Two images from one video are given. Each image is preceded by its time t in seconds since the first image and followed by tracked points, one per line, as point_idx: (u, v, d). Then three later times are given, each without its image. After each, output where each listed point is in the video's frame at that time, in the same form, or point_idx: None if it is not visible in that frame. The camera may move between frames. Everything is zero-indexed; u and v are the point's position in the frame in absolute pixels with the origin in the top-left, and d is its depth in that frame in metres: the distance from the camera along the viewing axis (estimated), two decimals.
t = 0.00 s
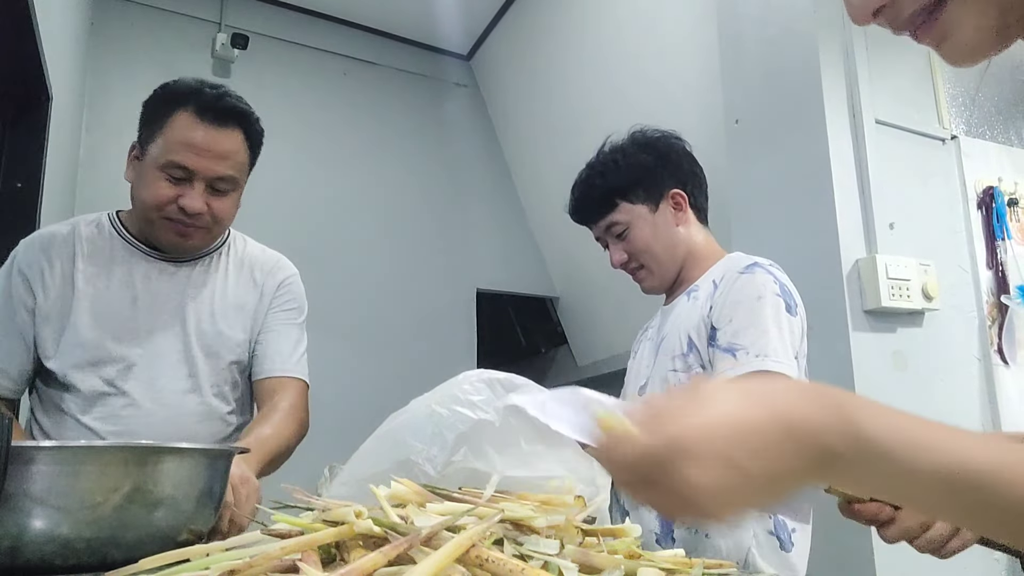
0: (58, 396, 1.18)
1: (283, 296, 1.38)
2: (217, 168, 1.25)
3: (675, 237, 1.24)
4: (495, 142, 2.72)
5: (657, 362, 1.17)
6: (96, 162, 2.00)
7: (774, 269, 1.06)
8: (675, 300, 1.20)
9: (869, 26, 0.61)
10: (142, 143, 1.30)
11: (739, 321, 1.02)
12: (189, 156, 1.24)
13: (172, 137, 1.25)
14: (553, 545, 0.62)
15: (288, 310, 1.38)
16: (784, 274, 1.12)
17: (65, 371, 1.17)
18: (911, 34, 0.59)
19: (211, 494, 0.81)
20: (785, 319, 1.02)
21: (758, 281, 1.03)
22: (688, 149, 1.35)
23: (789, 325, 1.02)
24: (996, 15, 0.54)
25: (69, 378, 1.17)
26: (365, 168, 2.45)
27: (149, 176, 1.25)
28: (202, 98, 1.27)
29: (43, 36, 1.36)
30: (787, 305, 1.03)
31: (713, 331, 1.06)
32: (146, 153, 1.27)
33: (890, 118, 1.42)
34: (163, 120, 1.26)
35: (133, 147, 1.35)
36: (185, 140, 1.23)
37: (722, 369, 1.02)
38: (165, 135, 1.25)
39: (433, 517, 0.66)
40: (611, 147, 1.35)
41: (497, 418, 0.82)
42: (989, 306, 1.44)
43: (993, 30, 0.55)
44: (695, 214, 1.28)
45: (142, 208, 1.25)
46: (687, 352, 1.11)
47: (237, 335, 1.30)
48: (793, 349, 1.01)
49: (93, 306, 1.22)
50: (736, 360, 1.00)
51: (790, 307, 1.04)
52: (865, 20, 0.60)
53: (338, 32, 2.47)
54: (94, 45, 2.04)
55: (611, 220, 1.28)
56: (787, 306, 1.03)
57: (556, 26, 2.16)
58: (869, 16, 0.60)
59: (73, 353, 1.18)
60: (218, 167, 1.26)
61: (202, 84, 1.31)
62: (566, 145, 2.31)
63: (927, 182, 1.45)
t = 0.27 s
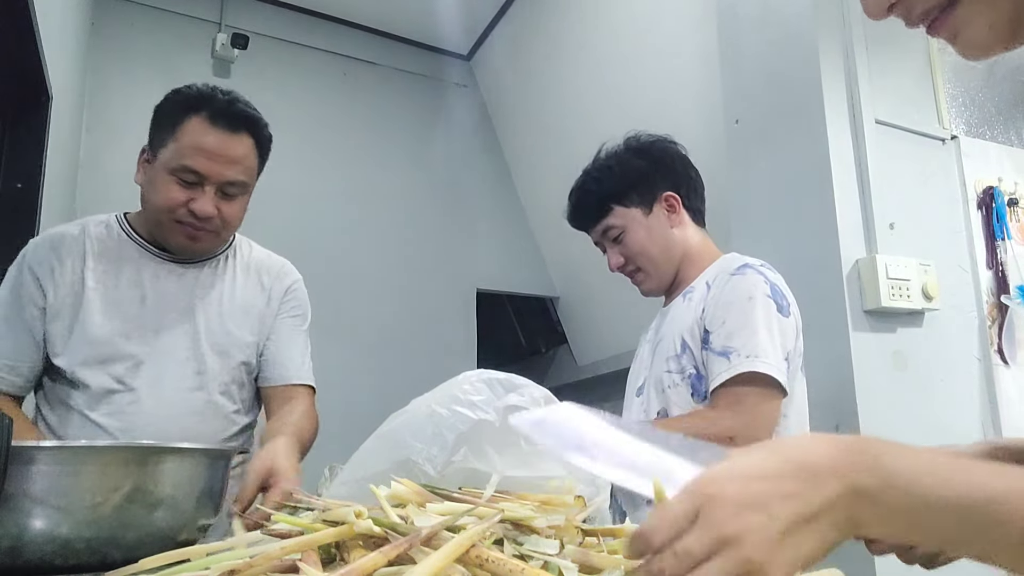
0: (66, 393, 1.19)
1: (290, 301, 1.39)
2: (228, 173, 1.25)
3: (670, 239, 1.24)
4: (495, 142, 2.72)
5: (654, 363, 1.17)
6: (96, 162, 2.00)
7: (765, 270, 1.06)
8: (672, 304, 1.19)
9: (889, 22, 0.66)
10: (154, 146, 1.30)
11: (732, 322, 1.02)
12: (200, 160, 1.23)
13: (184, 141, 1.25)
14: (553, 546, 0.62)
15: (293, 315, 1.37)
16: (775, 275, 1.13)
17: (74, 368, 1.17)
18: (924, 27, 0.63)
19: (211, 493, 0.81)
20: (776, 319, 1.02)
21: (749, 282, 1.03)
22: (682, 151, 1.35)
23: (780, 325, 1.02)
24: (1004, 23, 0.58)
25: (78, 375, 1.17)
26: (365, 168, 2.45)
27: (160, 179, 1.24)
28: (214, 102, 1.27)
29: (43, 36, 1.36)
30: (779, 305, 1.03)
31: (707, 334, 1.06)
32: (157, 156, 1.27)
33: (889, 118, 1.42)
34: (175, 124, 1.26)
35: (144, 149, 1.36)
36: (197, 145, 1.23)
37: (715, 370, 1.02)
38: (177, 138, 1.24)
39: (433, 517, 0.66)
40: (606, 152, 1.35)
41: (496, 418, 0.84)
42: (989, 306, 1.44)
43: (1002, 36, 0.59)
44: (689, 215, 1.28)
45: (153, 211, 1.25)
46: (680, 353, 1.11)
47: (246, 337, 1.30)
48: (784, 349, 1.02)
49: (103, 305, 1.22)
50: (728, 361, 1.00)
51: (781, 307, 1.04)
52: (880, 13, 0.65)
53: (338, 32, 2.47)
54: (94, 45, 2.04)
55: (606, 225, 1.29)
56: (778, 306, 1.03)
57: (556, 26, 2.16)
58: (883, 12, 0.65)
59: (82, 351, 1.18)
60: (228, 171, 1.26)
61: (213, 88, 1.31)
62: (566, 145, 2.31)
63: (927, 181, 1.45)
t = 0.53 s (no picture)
0: (85, 395, 1.18)
1: (297, 312, 1.46)
2: (240, 182, 1.27)
3: (669, 239, 1.24)
4: (495, 142, 2.72)
5: (653, 364, 1.17)
6: (96, 162, 2.00)
7: (764, 270, 1.06)
8: (668, 305, 1.20)
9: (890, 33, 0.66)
10: (164, 153, 1.31)
11: (731, 323, 1.02)
12: (214, 169, 1.24)
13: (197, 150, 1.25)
14: (552, 545, 0.62)
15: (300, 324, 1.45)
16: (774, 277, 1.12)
17: (99, 369, 1.17)
18: (928, 40, 0.64)
19: (210, 493, 0.81)
20: (775, 320, 1.02)
21: (748, 282, 1.03)
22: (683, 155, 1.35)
23: (779, 326, 1.02)
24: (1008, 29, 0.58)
25: (104, 376, 1.17)
26: (366, 168, 2.45)
27: (174, 186, 1.25)
28: (227, 112, 1.28)
29: (44, 36, 1.35)
30: (777, 306, 1.03)
31: (706, 334, 1.06)
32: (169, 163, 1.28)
33: (890, 118, 1.42)
34: (186, 132, 1.26)
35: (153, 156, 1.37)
36: (210, 154, 1.24)
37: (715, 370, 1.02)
38: (190, 147, 1.25)
39: (434, 517, 0.66)
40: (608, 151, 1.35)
41: (496, 418, 0.82)
42: (989, 306, 1.44)
43: (1006, 42, 0.59)
44: (688, 218, 1.28)
45: (167, 218, 1.26)
46: (680, 354, 1.11)
47: (262, 341, 1.35)
48: (784, 349, 1.01)
49: (126, 306, 1.23)
50: (728, 361, 1.00)
51: (780, 307, 1.04)
52: (882, 27, 0.64)
53: (338, 32, 2.47)
54: (94, 45, 2.04)
55: (605, 223, 1.28)
56: (777, 307, 1.03)
57: (556, 26, 2.16)
58: (885, 25, 0.64)
59: (106, 352, 1.19)
60: (241, 180, 1.27)
61: (223, 98, 1.32)
62: (566, 145, 2.31)
63: (927, 181, 1.45)
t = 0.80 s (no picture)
0: (112, 393, 1.23)
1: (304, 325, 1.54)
2: (270, 200, 1.34)
3: (670, 237, 1.25)
4: (495, 142, 2.72)
5: (653, 365, 1.15)
6: (96, 162, 2.00)
7: (769, 268, 1.06)
8: (662, 304, 1.19)
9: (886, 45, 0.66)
10: (196, 166, 1.36)
11: (743, 320, 1.02)
12: (248, 186, 1.31)
13: (231, 166, 1.32)
14: (553, 545, 0.62)
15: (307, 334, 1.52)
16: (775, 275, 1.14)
17: (132, 370, 1.23)
18: (924, 49, 0.63)
19: (210, 493, 0.81)
20: (785, 316, 1.02)
21: (756, 279, 1.04)
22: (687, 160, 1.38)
23: (789, 322, 1.03)
24: (1003, 36, 0.58)
25: (135, 377, 1.23)
26: (365, 168, 2.45)
27: (206, 198, 1.31)
28: (262, 134, 1.35)
29: (44, 36, 1.35)
30: (785, 302, 1.04)
31: (716, 332, 1.06)
32: (202, 176, 1.33)
33: (890, 118, 1.42)
34: (222, 148, 1.33)
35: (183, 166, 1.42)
36: (245, 172, 1.31)
37: (731, 369, 1.01)
38: (225, 163, 1.31)
39: (434, 517, 0.66)
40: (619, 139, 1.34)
41: (496, 418, 0.82)
42: (989, 306, 1.44)
43: (1001, 51, 0.59)
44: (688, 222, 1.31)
45: (198, 228, 1.31)
46: (688, 353, 1.10)
47: (278, 351, 1.43)
48: (796, 345, 1.02)
49: (157, 309, 1.28)
50: (746, 358, 1.00)
51: (788, 304, 1.04)
52: (879, 37, 0.65)
53: (338, 32, 2.47)
54: (94, 45, 2.04)
55: (612, 205, 1.26)
56: (787, 303, 1.04)
57: (556, 26, 2.16)
58: (881, 36, 0.64)
59: (139, 353, 1.24)
60: (270, 199, 1.34)
61: (257, 119, 1.39)
62: (566, 145, 2.31)
63: (927, 181, 1.45)
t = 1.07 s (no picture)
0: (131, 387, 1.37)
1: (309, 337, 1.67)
2: (291, 219, 1.51)
3: (672, 222, 1.24)
4: (495, 142, 2.72)
5: (650, 368, 1.15)
6: (95, 162, 2.00)
7: (777, 272, 1.06)
8: (661, 299, 1.19)
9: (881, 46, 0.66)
10: (225, 183, 1.53)
11: (751, 329, 1.01)
12: (274, 205, 1.48)
13: (260, 186, 1.49)
14: (553, 545, 0.62)
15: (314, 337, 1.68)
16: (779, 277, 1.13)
17: (151, 364, 1.38)
18: (918, 51, 0.63)
19: (210, 493, 0.81)
20: (794, 325, 1.02)
21: (766, 287, 1.03)
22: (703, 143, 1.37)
23: (797, 331, 1.03)
24: (1000, 37, 0.57)
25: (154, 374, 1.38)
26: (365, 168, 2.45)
27: (234, 213, 1.47)
28: (292, 160, 1.54)
29: (44, 36, 1.36)
30: (793, 310, 1.04)
31: (722, 340, 1.05)
32: (231, 193, 1.50)
33: (890, 118, 1.42)
34: (255, 168, 1.50)
35: (211, 180, 1.57)
36: (273, 192, 1.48)
37: (737, 383, 1.01)
38: (254, 183, 1.48)
39: (434, 517, 0.66)
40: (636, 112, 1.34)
41: (496, 418, 0.81)
42: (989, 306, 1.44)
43: (998, 51, 0.59)
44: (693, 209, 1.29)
45: (222, 239, 1.47)
46: (688, 361, 1.10)
47: (287, 358, 1.58)
48: (804, 356, 1.02)
49: (175, 310, 1.43)
50: (752, 374, 0.99)
51: (796, 312, 1.04)
52: (873, 39, 0.64)
53: (338, 32, 2.47)
54: (94, 45, 2.04)
55: (614, 179, 1.26)
56: (795, 315, 1.03)
57: (555, 26, 2.16)
58: (876, 38, 0.64)
59: (158, 352, 1.39)
60: (292, 219, 1.51)
61: (286, 145, 1.56)
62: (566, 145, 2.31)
63: (927, 181, 1.45)
